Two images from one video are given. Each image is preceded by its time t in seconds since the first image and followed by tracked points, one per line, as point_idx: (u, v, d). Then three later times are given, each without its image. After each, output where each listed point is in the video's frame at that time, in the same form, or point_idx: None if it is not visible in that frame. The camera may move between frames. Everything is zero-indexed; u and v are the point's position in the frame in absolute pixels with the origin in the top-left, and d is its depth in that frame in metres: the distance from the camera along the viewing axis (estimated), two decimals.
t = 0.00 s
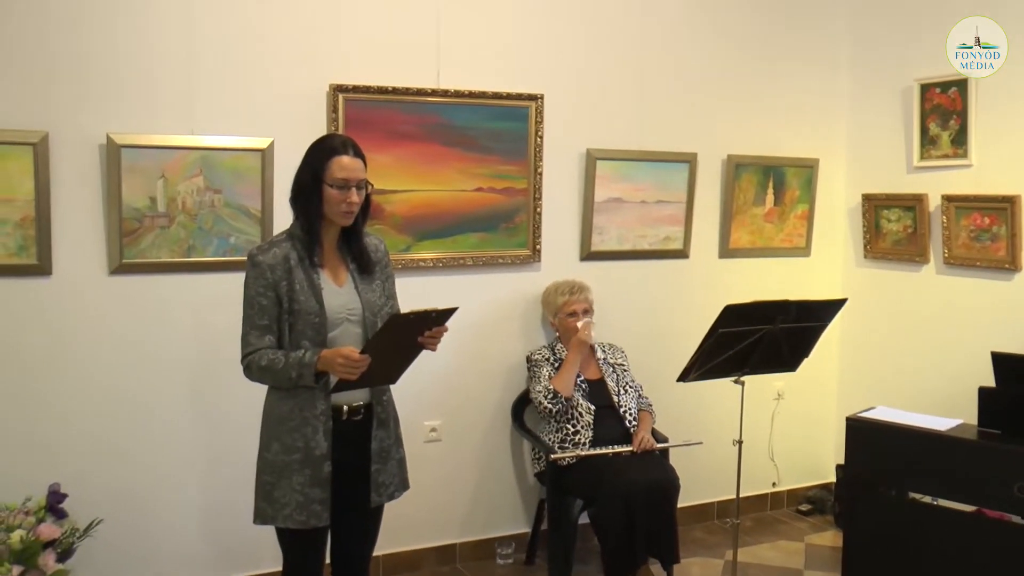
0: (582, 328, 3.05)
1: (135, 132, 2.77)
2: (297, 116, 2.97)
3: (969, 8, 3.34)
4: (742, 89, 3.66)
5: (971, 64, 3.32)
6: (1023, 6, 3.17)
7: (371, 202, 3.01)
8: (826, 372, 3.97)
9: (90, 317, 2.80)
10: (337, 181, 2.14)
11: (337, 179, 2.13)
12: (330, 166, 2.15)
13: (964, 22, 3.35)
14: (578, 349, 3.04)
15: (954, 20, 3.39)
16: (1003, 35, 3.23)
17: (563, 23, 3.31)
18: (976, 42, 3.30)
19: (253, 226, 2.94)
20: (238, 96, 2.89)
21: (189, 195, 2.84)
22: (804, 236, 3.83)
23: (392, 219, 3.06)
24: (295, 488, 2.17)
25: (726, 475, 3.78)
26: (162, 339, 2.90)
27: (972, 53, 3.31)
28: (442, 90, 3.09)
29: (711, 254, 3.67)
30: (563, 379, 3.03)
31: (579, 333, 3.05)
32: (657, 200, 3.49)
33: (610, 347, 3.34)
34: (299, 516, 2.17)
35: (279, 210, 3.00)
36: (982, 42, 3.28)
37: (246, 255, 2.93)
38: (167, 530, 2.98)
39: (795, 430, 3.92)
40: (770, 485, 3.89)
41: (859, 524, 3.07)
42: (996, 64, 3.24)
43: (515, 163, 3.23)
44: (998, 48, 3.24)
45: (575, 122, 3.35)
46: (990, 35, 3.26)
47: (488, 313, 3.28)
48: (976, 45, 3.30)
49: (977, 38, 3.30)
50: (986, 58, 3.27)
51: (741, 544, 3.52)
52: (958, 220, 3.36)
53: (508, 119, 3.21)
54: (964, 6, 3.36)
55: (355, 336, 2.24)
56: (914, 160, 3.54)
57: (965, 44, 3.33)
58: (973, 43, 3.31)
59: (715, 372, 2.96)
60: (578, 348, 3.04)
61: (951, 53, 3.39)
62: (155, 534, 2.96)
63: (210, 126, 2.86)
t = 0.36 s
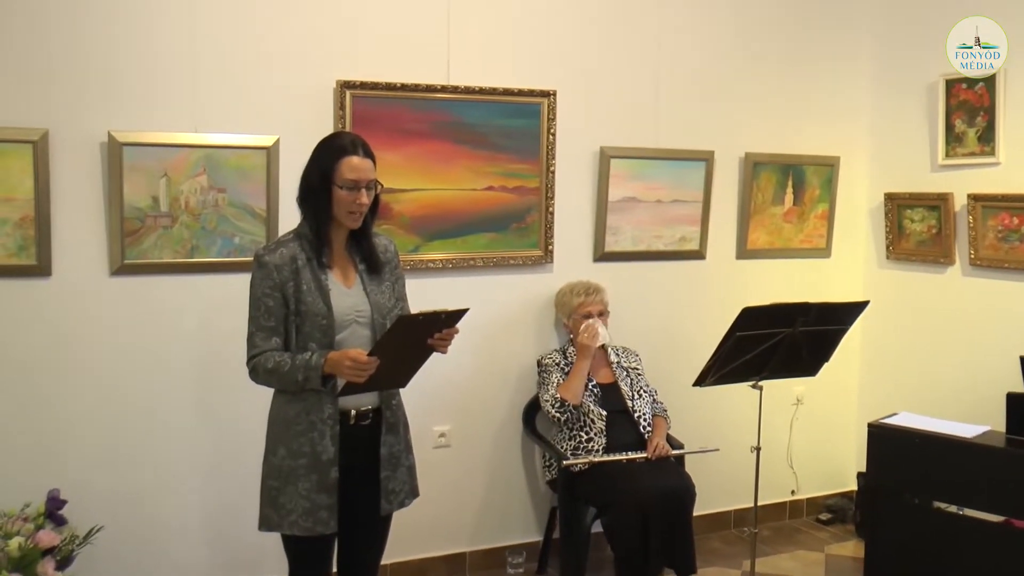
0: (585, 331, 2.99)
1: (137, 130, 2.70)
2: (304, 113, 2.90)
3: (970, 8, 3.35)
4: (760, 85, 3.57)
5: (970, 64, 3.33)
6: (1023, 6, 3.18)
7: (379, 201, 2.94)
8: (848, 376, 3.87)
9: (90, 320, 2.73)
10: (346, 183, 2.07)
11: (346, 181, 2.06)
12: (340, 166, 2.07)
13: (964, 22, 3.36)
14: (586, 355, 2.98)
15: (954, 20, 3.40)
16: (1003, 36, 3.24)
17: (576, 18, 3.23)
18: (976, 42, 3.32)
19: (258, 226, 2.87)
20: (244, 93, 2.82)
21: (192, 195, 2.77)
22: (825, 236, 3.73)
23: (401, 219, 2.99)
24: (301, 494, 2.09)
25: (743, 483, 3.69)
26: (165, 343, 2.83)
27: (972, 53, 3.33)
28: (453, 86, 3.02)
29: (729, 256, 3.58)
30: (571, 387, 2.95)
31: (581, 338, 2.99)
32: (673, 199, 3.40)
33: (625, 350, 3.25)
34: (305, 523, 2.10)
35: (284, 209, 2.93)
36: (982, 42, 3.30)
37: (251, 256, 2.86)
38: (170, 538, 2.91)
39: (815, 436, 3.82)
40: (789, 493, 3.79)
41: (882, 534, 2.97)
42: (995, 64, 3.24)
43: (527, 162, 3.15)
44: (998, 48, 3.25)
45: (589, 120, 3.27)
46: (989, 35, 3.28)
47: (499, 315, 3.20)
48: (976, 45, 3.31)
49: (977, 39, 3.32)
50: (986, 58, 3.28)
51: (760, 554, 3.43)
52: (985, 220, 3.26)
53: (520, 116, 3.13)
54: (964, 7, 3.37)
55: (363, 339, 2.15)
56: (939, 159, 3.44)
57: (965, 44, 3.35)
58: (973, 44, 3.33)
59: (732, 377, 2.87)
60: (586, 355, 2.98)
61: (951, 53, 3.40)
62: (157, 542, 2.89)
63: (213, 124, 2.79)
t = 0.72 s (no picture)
0: (591, 334, 2.91)
1: (133, 127, 2.63)
2: (303, 110, 2.82)
3: (970, 8, 3.32)
4: (773, 82, 3.48)
5: (970, 64, 3.31)
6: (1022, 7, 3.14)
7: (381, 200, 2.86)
8: (863, 380, 3.78)
9: (85, 322, 2.66)
10: (352, 183, 1.99)
11: (352, 181, 1.98)
12: (345, 166, 1.99)
13: (964, 22, 3.34)
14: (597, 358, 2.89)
15: (954, 20, 3.38)
16: (1003, 36, 3.21)
17: (583, 12, 3.15)
18: (976, 42, 3.29)
19: (257, 226, 2.79)
20: (243, 90, 2.75)
21: (190, 194, 2.70)
22: (839, 236, 3.64)
23: (404, 219, 2.91)
24: (301, 501, 2.02)
25: (756, 490, 3.60)
26: (162, 346, 2.76)
27: (972, 53, 3.31)
28: (457, 82, 2.94)
29: (741, 257, 3.50)
30: (582, 392, 2.87)
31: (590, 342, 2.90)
32: (683, 198, 3.32)
33: (633, 353, 3.17)
34: (304, 531, 2.02)
35: (284, 209, 2.85)
36: (982, 42, 3.28)
37: (249, 256, 2.79)
38: (167, 547, 2.83)
39: (829, 441, 3.74)
40: (803, 500, 3.71)
41: (899, 543, 2.89)
42: (995, 64, 3.22)
43: (534, 160, 3.07)
44: (998, 48, 3.22)
45: (596, 117, 3.19)
46: (989, 35, 3.26)
47: (505, 317, 3.12)
48: (976, 45, 3.29)
49: (977, 39, 3.30)
50: (986, 58, 3.26)
51: (772, 563, 3.35)
52: (1005, 220, 3.17)
53: (526, 113, 3.05)
54: (964, 7, 3.34)
55: (365, 342, 2.09)
56: (958, 157, 3.35)
57: (965, 44, 3.33)
58: (973, 44, 3.30)
59: (744, 381, 2.80)
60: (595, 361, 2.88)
61: (951, 53, 3.38)
62: (154, 550, 2.82)
63: (211, 121, 2.72)
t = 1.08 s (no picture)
0: (609, 338, 2.84)
1: (124, 124, 2.57)
2: (299, 107, 2.76)
3: (970, 7, 3.30)
4: (779, 79, 3.41)
5: (970, 64, 3.29)
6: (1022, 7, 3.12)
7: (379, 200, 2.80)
8: (872, 383, 3.70)
9: (75, 324, 2.60)
10: (344, 170, 1.95)
11: (344, 166, 1.94)
12: (336, 153, 1.95)
13: (964, 22, 3.31)
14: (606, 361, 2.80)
15: (954, 21, 3.36)
16: (1003, 35, 3.19)
17: (585, 7, 3.09)
18: (976, 42, 3.27)
19: (252, 225, 2.73)
20: (237, 86, 2.68)
21: (182, 193, 2.64)
22: (848, 236, 3.57)
23: (403, 218, 2.85)
24: (297, 508, 1.96)
25: (763, 495, 3.54)
26: (154, 348, 2.70)
27: (972, 53, 3.28)
28: (457, 78, 2.88)
29: (747, 257, 3.43)
30: (585, 395, 2.80)
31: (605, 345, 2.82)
32: (688, 197, 3.26)
33: (636, 355, 3.10)
34: (299, 538, 1.96)
35: (280, 208, 2.79)
36: (982, 42, 3.25)
37: (244, 256, 2.73)
38: (159, 554, 2.77)
39: (837, 445, 3.67)
40: (810, 506, 3.64)
41: (909, 550, 2.83)
42: (995, 64, 3.19)
43: (535, 158, 3.00)
44: (998, 48, 3.20)
45: (599, 114, 3.13)
46: (989, 35, 3.23)
47: (506, 319, 3.05)
48: (976, 45, 3.27)
49: (977, 39, 3.27)
50: (986, 58, 3.23)
51: (780, 571, 3.28)
52: (1020, 219, 3.10)
53: (527, 110, 2.98)
54: (969, 4, 3.30)
55: (364, 346, 2.02)
56: (970, 155, 3.28)
57: (965, 44, 3.30)
58: (973, 44, 3.28)
59: (751, 384, 2.73)
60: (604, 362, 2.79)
61: (951, 53, 3.36)
62: (146, 557, 2.75)
63: (205, 118, 2.66)
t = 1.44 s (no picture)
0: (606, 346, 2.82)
1: (115, 121, 2.51)
2: (294, 103, 2.70)
3: (970, 7, 3.27)
4: (785, 75, 3.35)
5: (970, 64, 3.27)
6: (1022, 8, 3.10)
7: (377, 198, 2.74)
8: (880, 385, 3.64)
9: (65, 325, 2.54)
10: (338, 163, 1.90)
11: (337, 159, 1.90)
12: (330, 147, 1.91)
13: (964, 22, 3.29)
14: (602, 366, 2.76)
15: (954, 21, 3.33)
16: (1003, 35, 3.16)
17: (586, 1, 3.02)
18: (976, 42, 3.25)
19: (246, 224, 2.67)
20: (230, 81, 2.62)
21: (175, 191, 2.58)
22: (856, 235, 3.50)
23: (401, 217, 2.79)
24: (291, 515, 1.90)
25: (770, 501, 3.47)
26: (147, 350, 2.64)
27: (972, 53, 3.26)
28: (456, 74, 2.82)
29: (753, 258, 3.37)
30: (581, 398, 2.75)
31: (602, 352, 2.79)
32: (693, 196, 3.19)
33: (639, 358, 3.04)
34: (294, 546, 1.90)
35: (275, 206, 2.73)
36: (982, 42, 3.23)
37: (238, 256, 2.66)
38: (150, 560, 2.70)
39: (844, 449, 3.60)
40: (818, 511, 3.58)
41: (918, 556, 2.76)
42: (995, 64, 3.17)
43: (536, 156, 2.94)
44: (998, 48, 3.17)
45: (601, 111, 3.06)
46: (989, 34, 3.21)
47: (506, 320, 2.99)
48: (976, 45, 3.25)
49: (977, 38, 3.25)
50: (986, 58, 3.21)
51: None
52: None
53: (529, 107, 2.92)
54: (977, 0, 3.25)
55: (362, 349, 1.96)
56: (982, 152, 3.22)
57: (965, 44, 3.28)
58: (973, 44, 3.26)
59: (756, 387, 2.67)
60: (601, 366, 2.76)
61: (951, 53, 3.34)
62: (138, 564, 2.69)
63: (198, 115, 2.60)
